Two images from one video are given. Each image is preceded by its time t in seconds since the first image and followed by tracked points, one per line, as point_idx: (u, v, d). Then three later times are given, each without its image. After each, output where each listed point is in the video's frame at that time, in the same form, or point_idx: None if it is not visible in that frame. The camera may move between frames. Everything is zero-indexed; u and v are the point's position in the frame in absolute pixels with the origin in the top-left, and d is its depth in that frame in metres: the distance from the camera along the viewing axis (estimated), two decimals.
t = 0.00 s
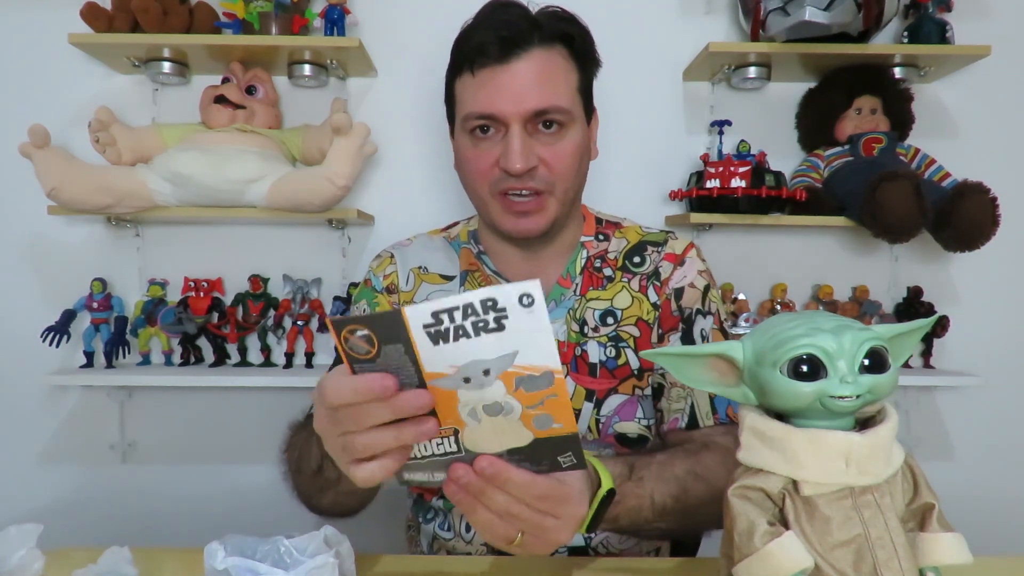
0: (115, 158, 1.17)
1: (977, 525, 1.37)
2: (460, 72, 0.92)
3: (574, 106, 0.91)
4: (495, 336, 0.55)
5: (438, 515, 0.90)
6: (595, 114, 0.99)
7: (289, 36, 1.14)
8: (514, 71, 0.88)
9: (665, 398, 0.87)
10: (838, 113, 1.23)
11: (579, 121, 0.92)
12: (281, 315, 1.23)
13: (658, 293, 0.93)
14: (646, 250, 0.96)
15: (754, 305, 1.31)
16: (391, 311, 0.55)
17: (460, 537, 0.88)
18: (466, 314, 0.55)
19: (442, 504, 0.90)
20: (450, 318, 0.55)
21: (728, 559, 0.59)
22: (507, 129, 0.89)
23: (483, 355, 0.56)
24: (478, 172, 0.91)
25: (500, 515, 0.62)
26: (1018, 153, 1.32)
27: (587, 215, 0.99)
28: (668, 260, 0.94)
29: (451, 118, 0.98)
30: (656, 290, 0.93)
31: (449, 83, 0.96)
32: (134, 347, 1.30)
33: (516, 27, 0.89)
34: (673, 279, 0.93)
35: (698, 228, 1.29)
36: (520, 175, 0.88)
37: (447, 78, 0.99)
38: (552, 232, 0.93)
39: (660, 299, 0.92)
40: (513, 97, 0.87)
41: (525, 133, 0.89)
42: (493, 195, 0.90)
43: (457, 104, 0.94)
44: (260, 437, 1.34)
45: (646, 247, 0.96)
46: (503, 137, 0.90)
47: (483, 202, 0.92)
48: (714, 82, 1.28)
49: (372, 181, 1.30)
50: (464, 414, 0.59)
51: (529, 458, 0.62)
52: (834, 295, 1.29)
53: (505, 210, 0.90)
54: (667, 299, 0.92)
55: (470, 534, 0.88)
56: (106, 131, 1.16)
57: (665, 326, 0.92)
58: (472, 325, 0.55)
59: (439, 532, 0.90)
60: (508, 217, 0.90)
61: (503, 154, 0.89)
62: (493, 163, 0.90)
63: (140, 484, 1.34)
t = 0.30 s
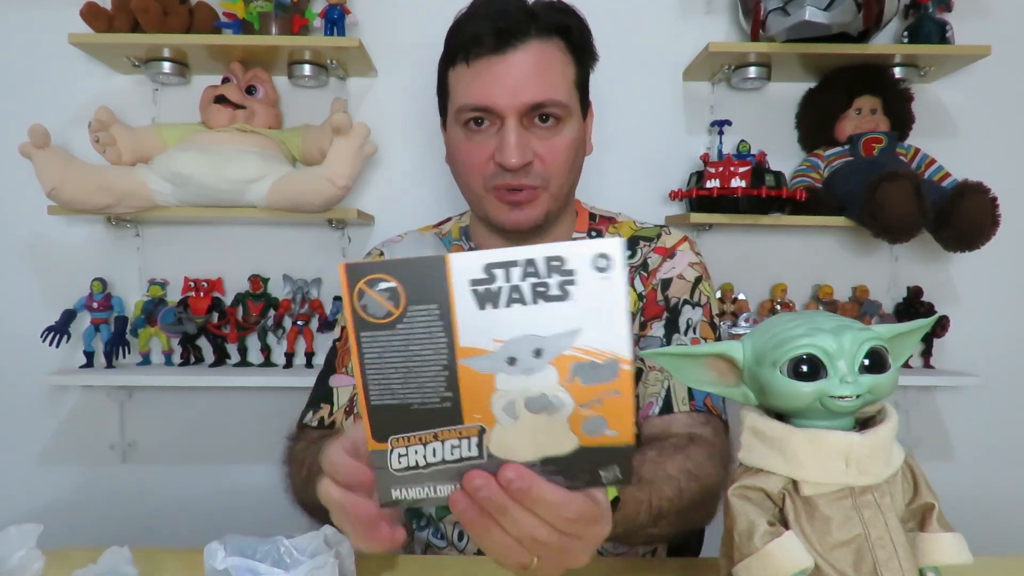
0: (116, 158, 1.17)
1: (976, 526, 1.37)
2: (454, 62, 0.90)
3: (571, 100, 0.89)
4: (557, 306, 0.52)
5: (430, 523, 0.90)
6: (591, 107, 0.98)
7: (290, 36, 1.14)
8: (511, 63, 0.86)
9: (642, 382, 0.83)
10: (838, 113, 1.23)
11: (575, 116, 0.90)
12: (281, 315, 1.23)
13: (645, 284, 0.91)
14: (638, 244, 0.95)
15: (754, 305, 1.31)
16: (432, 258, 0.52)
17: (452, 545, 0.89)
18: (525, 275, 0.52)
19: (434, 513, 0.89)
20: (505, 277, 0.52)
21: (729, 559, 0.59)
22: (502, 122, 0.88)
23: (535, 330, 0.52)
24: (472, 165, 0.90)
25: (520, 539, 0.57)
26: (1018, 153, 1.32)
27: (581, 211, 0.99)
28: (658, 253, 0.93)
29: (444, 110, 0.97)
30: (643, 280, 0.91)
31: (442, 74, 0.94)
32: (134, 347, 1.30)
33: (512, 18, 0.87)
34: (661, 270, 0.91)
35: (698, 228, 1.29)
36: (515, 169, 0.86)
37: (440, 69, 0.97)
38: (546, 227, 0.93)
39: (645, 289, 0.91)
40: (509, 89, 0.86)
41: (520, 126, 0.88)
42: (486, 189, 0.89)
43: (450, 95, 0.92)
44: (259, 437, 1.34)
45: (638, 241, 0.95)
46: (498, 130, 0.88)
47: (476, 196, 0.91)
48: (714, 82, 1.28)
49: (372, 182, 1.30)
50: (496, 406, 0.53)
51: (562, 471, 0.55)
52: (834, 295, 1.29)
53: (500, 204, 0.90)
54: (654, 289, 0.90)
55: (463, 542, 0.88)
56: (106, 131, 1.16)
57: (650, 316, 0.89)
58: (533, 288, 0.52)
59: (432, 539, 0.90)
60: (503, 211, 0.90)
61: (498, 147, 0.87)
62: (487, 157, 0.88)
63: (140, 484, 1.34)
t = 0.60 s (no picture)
0: (116, 158, 1.17)
1: (977, 526, 1.37)
2: (443, 55, 0.83)
3: (565, 99, 0.83)
4: (651, 351, 0.47)
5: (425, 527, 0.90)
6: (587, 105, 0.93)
7: (290, 36, 1.14)
8: (503, 59, 0.79)
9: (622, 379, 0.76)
10: (838, 113, 1.23)
11: (569, 116, 0.84)
12: (281, 315, 1.23)
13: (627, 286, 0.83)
14: (628, 245, 0.87)
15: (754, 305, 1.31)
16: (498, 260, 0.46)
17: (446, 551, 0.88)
18: (616, 307, 0.47)
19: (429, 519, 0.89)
20: (590, 306, 0.47)
21: (729, 559, 0.59)
22: (492, 122, 0.81)
23: (615, 382, 0.47)
24: (459, 166, 0.83)
25: None
26: (1018, 153, 1.32)
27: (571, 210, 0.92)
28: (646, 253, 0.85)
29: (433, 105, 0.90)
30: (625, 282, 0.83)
31: (431, 67, 0.87)
32: (134, 347, 1.29)
33: (506, 10, 0.80)
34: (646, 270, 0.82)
35: (698, 228, 1.29)
36: (505, 172, 0.80)
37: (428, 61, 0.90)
38: (536, 232, 0.87)
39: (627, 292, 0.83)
40: (501, 87, 0.79)
41: (512, 126, 0.81)
42: (474, 191, 0.83)
43: (438, 90, 0.85)
44: (259, 437, 1.34)
45: (628, 241, 0.87)
46: (488, 130, 0.82)
47: (463, 197, 0.84)
48: (714, 82, 1.28)
49: (372, 182, 1.30)
50: (543, 473, 0.48)
51: (605, 567, 0.50)
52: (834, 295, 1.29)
53: (487, 208, 0.84)
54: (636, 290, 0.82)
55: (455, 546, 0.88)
56: (106, 131, 1.16)
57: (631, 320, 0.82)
58: (624, 325, 0.47)
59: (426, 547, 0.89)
60: (490, 215, 0.84)
61: (487, 148, 0.81)
62: (476, 157, 0.82)
63: (140, 485, 1.35)
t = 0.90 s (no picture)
0: (116, 158, 1.17)
1: (976, 525, 1.37)
2: (423, 55, 0.80)
3: (549, 97, 0.79)
4: (625, 409, 0.41)
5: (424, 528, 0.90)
6: (572, 102, 0.88)
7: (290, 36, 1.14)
8: (482, 57, 0.76)
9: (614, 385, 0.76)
10: (838, 113, 1.23)
11: (553, 114, 0.80)
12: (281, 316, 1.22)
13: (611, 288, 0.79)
14: (615, 245, 0.83)
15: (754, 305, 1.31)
16: (425, 304, 0.40)
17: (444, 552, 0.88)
18: (578, 358, 0.40)
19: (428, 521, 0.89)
20: (544, 359, 0.40)
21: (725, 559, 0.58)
22: (471, 123, 0.78)
23: (580, 451, 0.41)
24: (440, 169, 0.80)
25: None
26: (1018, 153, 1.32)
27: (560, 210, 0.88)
28: (633, 254, 0.80)
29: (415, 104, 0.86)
30: (609, 284, 0.79)
31: (413, 68, 0.84)
32: (134, 347, 1.29)
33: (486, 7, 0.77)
34: (630, 270, 0.77)
35: (698, 228, 1.29)
36: (485, 175, 0.76)
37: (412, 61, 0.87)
38: (523, 235, 0.84)
39: (610, 294, 0.79)
40: (480, 86, 0.76)
41: (492, 126, 0.77)
42: (455, 194, 0.79)
43: (419, 91, 0.82)
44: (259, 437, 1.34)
45: (615, 241, 0.83)
46: (467, 132, 0.78)
47: (446, 201, 0.81)
48: (714, 82, 1.28)
49: (372, 182, 1.30)
50: (500, 561, 0.43)
51: None
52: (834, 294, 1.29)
53: (468, 213, 0.80)
54: (620, 291, 0.77)
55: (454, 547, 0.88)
56: (107, 131, 1.16)
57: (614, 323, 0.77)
58: (591, 377, 0.40)
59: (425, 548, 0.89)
60: (472, 219, 0.80)
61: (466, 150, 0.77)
62: (455, 160, 0.78)
63: (140, 485, 1.35)
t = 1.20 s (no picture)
0: (115, 158, 1.17)
1: (976, 525, 1.37)
2: (419, 45, 0.80)
3: (545, 91, 0.79)
4: (650, 403, 0.38)
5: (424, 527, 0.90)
6: (570, 97, 0.88)
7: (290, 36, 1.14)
8: (478, 48, 0.75)
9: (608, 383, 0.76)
10: (838, 113, 1.23)
11: (549, 109, 0.80)
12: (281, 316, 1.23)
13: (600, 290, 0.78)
14: (605, 244, 0.82)
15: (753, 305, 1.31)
16: (414, 283, 0.36)
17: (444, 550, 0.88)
18: (600, 343, 0.37)
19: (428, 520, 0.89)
20: (564, 346, 0.37)
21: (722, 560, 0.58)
22: (466, 115, 0.77)
23: (601, 458, 0.38)
24: (434, 161, 0.80)
25: None
26: (1018, 153, 1.32)
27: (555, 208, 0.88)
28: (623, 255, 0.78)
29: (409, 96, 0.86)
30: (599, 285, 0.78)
31: (410, 58, 0.84)
32: (134, 347, 1.29)
33: None
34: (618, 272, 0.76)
35: (698, 228, 1.29)
36: (479, 169, 0.76)
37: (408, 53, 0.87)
38: (516, 230, 0.83)
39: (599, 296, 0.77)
40: (476, 78, 0.75)
41: (487, 119, 0.77)
42: (449, 187, 0.80)
43: (415, 80, 0.82)
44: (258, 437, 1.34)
45: (606, 241, 0.82)
46: (462, 123, 0.78)
47: (439, 194, 0.81)
48: (714, 82, 1.28)
49: (371, 182, 1.31)
50: None
51: None
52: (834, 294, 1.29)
53: (461, 206, 0.80)
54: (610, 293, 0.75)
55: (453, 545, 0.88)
56: (106, 131, 1.16)
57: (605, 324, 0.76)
58: (612, 367, 0.37)
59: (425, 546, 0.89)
60: (464, 213, 0.80)
61: (460, 142, 0.77)
62: (449, 153, 0.78)
63: (140, 485, 1.35)
